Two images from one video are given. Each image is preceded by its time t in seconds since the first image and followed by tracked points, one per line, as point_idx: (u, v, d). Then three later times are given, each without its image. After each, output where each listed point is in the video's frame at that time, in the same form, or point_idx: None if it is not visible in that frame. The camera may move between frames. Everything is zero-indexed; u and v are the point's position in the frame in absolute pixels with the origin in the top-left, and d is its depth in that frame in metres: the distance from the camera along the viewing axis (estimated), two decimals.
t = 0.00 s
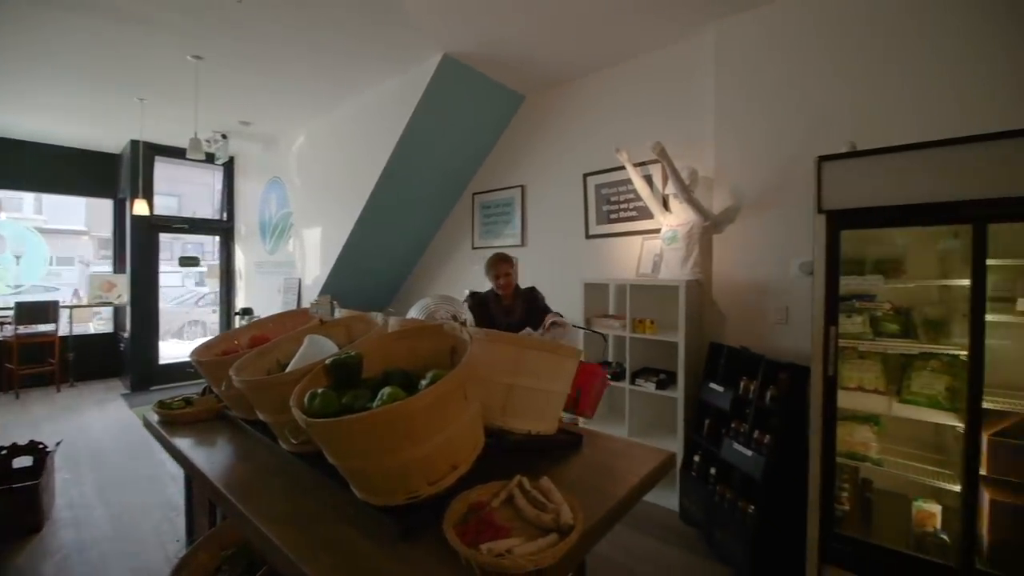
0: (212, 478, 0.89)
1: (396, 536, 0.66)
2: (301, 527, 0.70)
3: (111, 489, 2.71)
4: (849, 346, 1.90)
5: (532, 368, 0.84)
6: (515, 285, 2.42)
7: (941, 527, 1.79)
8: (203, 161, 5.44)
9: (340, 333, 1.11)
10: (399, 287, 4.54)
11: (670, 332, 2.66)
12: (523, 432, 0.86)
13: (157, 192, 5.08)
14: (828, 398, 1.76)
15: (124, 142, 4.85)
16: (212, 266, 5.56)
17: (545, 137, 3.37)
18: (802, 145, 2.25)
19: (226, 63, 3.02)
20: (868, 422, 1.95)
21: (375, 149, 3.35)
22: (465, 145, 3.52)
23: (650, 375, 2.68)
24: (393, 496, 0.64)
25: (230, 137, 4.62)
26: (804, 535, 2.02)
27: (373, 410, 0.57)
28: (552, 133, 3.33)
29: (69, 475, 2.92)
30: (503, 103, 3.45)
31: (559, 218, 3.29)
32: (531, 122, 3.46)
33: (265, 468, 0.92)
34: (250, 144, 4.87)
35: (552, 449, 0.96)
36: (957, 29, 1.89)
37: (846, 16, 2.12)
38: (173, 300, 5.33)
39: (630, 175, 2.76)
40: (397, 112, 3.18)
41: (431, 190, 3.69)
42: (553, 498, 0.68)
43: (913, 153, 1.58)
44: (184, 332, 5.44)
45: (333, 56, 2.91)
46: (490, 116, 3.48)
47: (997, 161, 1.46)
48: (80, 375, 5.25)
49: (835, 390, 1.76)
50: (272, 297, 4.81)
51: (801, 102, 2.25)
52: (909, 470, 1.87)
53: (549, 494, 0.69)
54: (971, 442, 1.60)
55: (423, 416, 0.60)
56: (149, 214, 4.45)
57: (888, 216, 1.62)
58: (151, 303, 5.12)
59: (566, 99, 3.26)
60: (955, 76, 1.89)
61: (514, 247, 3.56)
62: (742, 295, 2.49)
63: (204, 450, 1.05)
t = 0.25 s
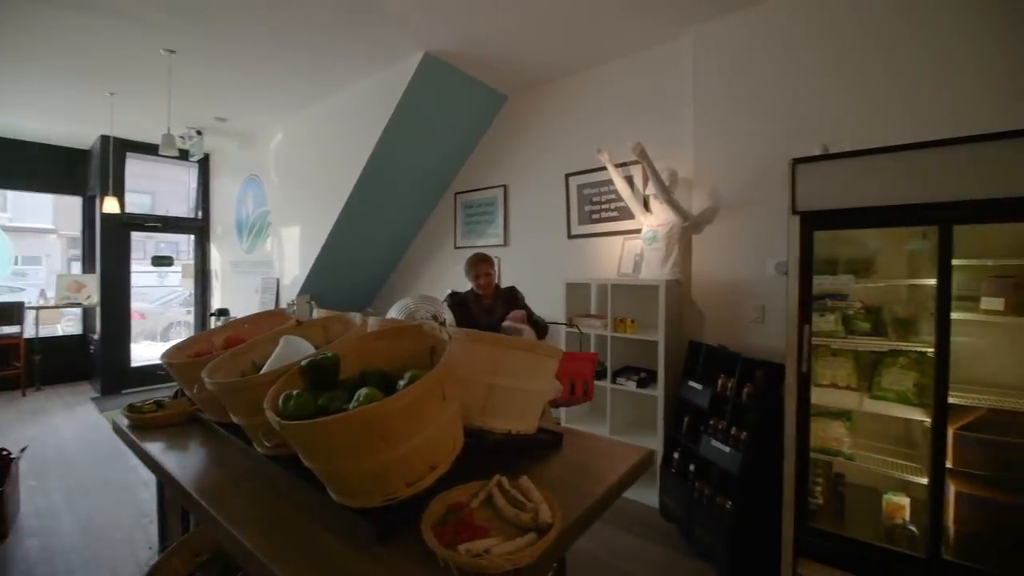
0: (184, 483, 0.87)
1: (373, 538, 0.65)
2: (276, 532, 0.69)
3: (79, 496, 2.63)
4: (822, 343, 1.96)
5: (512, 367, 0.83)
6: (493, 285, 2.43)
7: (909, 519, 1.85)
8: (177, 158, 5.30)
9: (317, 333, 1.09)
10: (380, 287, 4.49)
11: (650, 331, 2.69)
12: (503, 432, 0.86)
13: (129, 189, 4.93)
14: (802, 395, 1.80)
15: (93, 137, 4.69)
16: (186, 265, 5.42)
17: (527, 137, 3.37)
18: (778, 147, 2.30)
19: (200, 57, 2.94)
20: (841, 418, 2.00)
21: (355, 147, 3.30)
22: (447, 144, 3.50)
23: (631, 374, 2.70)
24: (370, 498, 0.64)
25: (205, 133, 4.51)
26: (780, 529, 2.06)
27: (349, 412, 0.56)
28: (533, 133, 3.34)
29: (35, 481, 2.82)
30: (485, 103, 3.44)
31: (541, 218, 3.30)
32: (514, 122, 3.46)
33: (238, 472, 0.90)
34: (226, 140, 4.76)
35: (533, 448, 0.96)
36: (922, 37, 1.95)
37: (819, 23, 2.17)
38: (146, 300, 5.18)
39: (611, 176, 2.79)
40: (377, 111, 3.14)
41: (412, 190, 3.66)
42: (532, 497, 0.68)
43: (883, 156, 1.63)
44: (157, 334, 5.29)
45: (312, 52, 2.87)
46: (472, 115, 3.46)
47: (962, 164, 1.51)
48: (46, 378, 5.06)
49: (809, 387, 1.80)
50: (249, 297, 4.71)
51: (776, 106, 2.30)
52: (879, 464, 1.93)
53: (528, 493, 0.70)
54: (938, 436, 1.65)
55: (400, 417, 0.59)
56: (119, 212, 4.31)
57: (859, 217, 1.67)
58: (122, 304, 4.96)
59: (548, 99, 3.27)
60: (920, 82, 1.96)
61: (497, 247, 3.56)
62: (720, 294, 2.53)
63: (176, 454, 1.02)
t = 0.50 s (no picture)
0: (158, 489, 0.85)
1: (353, 542, 0.64)
2: (253, 537, 0.67)
3: (50, 503, 2.54)
4: (800, 341, 2.00)
5: (495, 367, 0.83)
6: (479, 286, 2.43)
7: (883, 512, 1.90)
8: (153, 155, 5.17)
9: (297, 334, 1.07)
10: (363, 287, 4.44)
11: (634, 331, 2.72)
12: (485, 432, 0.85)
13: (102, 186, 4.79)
14: (780, 392, 1.84)
15: (64, 133, 4.55)
16: (163, 265, 5.29)
17: (512, 136, 3.37)
18: (758, 148, 2.34)
19: (177, 52, 2.88)
20: (817, 414, 2.05)
21: (337, 146, 3.26)
22: (431, 143, 3.48)
23: (615, 373, 2.72)
24: (350, 500, 0.63)
25: (182, 130, 4.41)
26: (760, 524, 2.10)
27: (327, 413, 0.55)
28: (518, 133, 3.34)
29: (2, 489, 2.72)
30: (469, 102, 3.43)
31: (525, 218, 3.30)
32: (498, 122, 3.46)
33: (215, 477, 0.88)
34: (204, 137, 4.65)
35: (516, 448, 0.96)
36: (895, 41, 2.00)
37: (796, 27, 2.21)
38: (120, 301, 5.04)
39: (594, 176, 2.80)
40: (360, 109, 3.11)
41: (395, 189, 3.63)
42: (514, 497, 0.68)
43: (857, 158, 1.67)
44: (132, 336, 5.15)
45: (292, 48, 2.82)
46: (456, 114, 3.45)
47: (932, 167, 1.56)
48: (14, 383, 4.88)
49: (787, 384, 1.83)
50: (228, 297, 4.62)
51: (756, 108, 2.34)
52: (854, 459, 1.97)
53: (509, 493, 0.70)
54: (910, 431, 1.70)
55: (380, 418, 0.58)
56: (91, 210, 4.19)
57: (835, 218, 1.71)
58: (94, 304, 4.81)
59: (532, 99, 3.28)
60: (892, 87, 2.01)
61: (481, 246, 3.55)
62: (702, 293, 2.56)
63: (150, 459, 0.99)
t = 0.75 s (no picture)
0: (129, 494, 0.82)
1: (332, 545, 0.63)
2: (229, 542, 0.66)
3: (15, 511, 2.45)
4: (777, 340, 2.04)
5: (475, 367, 0.83)
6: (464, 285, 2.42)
7: (856, 506, 1.96)
8: (125, 151, 5.02)
9: (274, 335, 1.05)
10: (345, 287, 4.38)
11: (616, 330, 2.74)
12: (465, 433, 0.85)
13: (71, 183, 4.63)
14: (758, 390, 1.87)
15: (31, 127, 4.39)
16: (136, 264, 5.14)
17: (495, 136, 3.37)
18: (737, 151, 2.38)
19: (151, 46, 2.80)
20: (793, 411, 2.09)
21: (318, 144, 3.21)
22: (414, 142, 3.46)
23: (597, 372, 2.74)
24: (327, 503, 0.62)
25: (156, 125, 4.29)
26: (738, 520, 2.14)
27: (305, 416, 0.54)
28: (501, 133, 3.34)
29: None
30: (453, 101, 3.42)
31: (509, 217, 3.30)
32: (481, 121, 3.45)
33: (190, 481, 0.86)
34: (180, 134, 4.54)
35: (497, 448, 0.96)
36: (867, 48, 2.06)
37: (774, 33, 2.26)
38: (90, 301, 4.89)
39: (577, 177, 2.82)
40: (341, 107, 3.07)
41: (378, 188, 3.59)
42: (494, 497, 0.68)
43: (832, 161, 1.71)
44: (103, 337, 5.00)
45: (272, 44, 2.78)
46: (439, 114, 3.43)
47: (902, 170, 1.61)
48: None
49: (764, 382, 1.87)
50: (204, 297, 4.51)
51: (735, 110, 2.38)
52: (829, 455, 2.02)
53: (490, 493, 0.70)
54: (881, 427, 1.75)
55: (357, 420, 0.58)
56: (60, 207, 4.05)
57: (810, 219, 1.75)
58: (63, 306, 4.65)
59: (515, 99, 3.28)
60: (865, 93, 2.08)
61: (465, 246, 3.54)
62: (683, 293, 2.59)
63: (121, 464, 0.97)
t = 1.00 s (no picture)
0: (96, 502, 0.80)
1: (308, 549, 0.63)
2: (202, 549, 0.65)
3: None
4: (753, 339, 2.08)
5: (455, 367, 0.83)
6: (446, 285, 2.41)
7: (829, 500, 1.99)
8: (94, 148, 4.86)
9: (250, 337, 1.04)
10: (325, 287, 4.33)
11: (597, 330, 2.76)
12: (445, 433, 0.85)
13: (36, 180, 4.46)
14: (734, 387, 1.91)
15: None
16: (106, 265, 4.98)
17: (477, 136, 3.37)
18: (715, 153, 2.42)
19: (122, 39, 2.72)
20: (768, 408, 2.14)
21: (296, 142, 3.16)
22: (395, 141, 3.43)
23: (579, 372, 2.76)
24: (304, 507, 0.61)
25: (127, 121, 4.17)
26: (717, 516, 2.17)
27: (280, 418, 0.54)
28: (483, 133, 3.34)
29: None
30: (434, 101, 3.40)
31: (491, 217, 3.30)
32: (464, 121, 3.45)
33: (161, 487, 0.84)
34: (153, 130, 4.42)
35: (477, 449, 0.96)
36: (839, 54, 2.12)
37: (750, 37, 2.31)
38: (57, 303, 4.71)
39: (559, 177, 2.83)
40: (320, 104, 3.02)
41: (359, 187, 3.55)
42: (474, 497, 0.68)
43: (805, 164, 1.75)
44: (71, 340, 4.83)
45: (250, 39, 2.72)
46: (420, 113, 3.41)
47: (872, 173, 1.66)
48: None
49: (741, 379, 1.90)
50: (178, 299, 4.40)
51: (713, 113, 2.42)
52: (803, 450, 2.07)
53: (470, 494, 0.69)
54: (852, 422, 1.80)
55: (334, 422, 0.57)
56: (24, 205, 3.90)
57: (784, 220, 1.79)
58: (30, 307, 4.46)
59: (497, 99, 3.28)
60: (838, 97, 2.13)
61: (447, 246, 3.53)
62: (663, 293, 2.63)
63: (88, 471, 0.94)
